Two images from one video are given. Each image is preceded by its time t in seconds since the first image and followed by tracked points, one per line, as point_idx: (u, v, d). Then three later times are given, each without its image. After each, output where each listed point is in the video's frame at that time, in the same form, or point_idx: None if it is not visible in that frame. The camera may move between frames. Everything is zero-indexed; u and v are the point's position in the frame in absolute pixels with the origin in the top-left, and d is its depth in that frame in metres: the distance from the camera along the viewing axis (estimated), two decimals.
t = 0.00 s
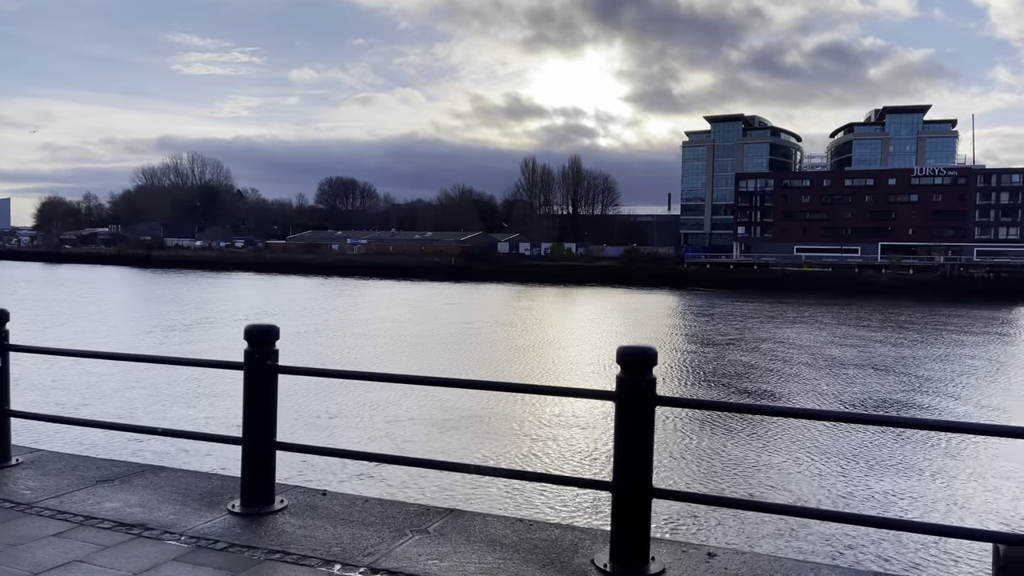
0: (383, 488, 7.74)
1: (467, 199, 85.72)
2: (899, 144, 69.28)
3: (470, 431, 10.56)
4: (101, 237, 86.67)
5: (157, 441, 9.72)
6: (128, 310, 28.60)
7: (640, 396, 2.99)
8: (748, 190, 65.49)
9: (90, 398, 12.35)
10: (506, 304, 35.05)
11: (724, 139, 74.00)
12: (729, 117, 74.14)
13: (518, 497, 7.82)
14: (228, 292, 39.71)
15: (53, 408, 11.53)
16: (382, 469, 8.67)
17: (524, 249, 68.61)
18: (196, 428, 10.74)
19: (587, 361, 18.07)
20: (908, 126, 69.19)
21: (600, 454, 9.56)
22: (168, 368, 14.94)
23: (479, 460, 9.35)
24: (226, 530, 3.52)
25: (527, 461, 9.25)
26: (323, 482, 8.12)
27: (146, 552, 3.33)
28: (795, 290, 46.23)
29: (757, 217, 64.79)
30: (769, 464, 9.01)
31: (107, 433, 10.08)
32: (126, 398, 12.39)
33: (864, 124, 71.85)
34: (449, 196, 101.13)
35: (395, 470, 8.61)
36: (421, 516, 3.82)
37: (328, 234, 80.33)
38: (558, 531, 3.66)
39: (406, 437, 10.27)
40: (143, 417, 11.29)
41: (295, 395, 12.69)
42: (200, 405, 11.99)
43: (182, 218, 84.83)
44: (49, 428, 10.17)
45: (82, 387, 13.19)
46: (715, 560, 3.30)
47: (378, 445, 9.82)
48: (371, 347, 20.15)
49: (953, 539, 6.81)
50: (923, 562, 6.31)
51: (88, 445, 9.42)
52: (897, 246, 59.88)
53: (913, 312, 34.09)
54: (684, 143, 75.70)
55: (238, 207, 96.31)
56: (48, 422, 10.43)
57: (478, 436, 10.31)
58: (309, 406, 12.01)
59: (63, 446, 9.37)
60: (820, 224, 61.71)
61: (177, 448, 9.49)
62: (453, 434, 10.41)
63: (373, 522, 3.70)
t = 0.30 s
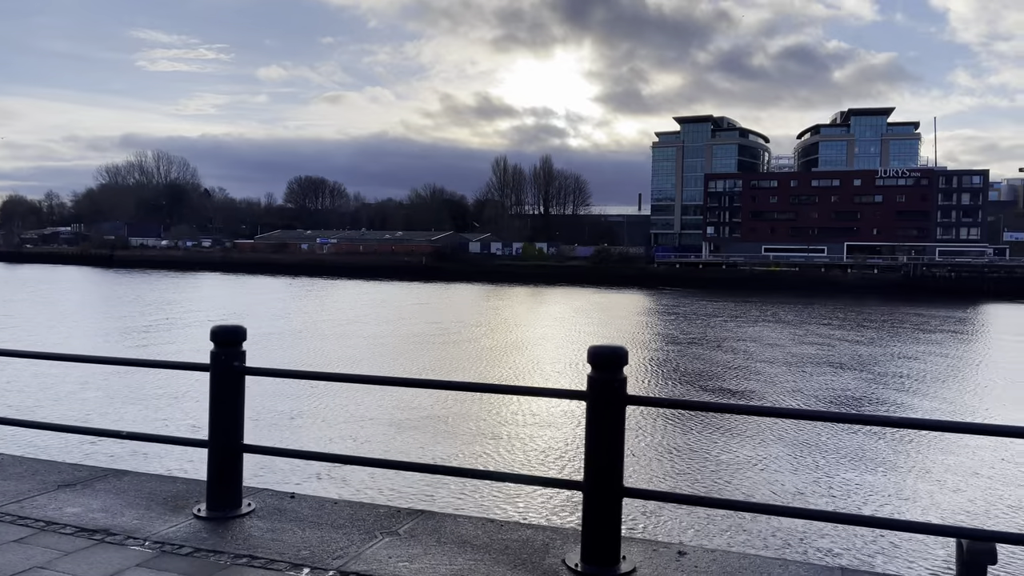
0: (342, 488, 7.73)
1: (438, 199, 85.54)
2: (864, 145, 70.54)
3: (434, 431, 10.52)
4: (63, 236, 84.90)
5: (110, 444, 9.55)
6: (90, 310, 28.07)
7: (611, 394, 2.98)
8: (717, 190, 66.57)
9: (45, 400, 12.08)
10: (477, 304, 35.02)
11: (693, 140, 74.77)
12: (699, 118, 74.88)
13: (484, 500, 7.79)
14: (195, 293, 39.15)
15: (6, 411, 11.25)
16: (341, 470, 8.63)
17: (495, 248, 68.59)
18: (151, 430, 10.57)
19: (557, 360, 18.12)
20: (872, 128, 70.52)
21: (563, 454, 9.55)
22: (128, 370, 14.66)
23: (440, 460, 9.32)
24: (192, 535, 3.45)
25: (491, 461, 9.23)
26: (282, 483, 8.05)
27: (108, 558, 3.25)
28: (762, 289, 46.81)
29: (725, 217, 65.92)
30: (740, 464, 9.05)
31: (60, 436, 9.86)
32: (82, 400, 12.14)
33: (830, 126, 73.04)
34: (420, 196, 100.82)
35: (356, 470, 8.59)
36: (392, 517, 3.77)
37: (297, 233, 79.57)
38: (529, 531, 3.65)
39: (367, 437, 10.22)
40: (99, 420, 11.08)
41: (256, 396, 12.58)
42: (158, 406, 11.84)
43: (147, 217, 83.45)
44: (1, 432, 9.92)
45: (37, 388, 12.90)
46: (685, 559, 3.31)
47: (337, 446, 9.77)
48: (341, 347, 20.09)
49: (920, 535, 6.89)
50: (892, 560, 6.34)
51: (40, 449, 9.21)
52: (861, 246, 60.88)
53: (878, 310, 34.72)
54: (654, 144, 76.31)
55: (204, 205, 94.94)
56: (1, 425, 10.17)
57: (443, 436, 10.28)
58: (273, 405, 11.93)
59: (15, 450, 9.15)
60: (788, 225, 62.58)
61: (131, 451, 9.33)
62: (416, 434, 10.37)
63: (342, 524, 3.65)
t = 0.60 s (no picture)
0: (304, 490, 7.64)
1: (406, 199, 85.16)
2: (827, 147, 71.87)
3: (400, 433, 10.42)
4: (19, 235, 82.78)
5: (56, 447, 9.35)
6: (47, 312, 27.41)
7: (579, 392, 2.99)
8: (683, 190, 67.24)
9: None
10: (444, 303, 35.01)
11: (660, 141, 75.54)
12: (664, 119, 75.63)
13: (451, 502, 7.75)
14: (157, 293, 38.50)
15: None
16: (301, 473, 8.51)
17: (463, 248, 68.52)
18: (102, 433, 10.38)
19: (526, 360, 18.13)
20: (835, 130, 71.88)
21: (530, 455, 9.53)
22: (83, 373, 14.34)
23: (405, 461, 9.23)
24: (153, 541, 3.37)
25: (458, 462, 9.18)
26: (237, 486, 7.95)
27: (66, 566, 3.15)
28: (727, 288, 47.40)
29: (691, 217, 66.57)
30: (709, 462, 9.13)
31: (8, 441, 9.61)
32: (32, 403, 11.86)
33: (793, 127, 74.26)
34: (387, 195, 100.31)
35: (319, 472, 8.51)
36: (358, 519, 3.74)
37: (262, 233, 78.65)
38: (499, 532, 3.64)
39: (323, 440, 10.08)
40: (49, 423, 10.83)
41: (212, 399, 12.38)
42: (107, 409, 11.59)
43: (107, 217, 81.83)
44: None
45: None
46: (652, 557, 3.32)
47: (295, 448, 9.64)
48: (307, 348, 19.91)
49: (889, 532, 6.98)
50: (858, 557, 6.43)
51: None
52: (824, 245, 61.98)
53: (839, 309, 35.43)
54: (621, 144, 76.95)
55: (166, 204, 93.36)
56: None
57: (409, 437, 10.21)
58: (229, 408, 11.74)
59: None
60: (752, 225, 63.57)
61: (78, 454, 9.15)
62: (380, 436, 10.27)
63: (308, 527, 3.61)
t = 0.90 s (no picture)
0: (262, 494, 7.51)
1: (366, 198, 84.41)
2: (783, 148, 73.26)
3: (356, 434, 10.29)
4: None
5: None
6: None
7: (541, 392, 2.98)
8: (643, 190, 67.62)
9: None
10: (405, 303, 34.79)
11: (620, 141, 76.17)
12: (624, 119, 76.28)
13: (412, 503, 7.70)
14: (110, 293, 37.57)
15: None
16: (256, 476, 8.36)
17: (424, 247, 68.20)
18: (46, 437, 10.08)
19: (488, 360, 18.14)
20: (790, 131, 73.28)
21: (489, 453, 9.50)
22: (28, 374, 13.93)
23: (361, 462, 9.13)
24: (107, 548, 3.28)
25: (415, 462, 9.10)
26: (183, 490, 7.75)
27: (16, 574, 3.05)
28: (687, 287, 47.99)
29: (652, 217, 66.74)
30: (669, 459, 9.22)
31: None
32: None
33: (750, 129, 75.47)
34: (347, 194, 99.35)
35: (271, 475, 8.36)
36: (319, 522, 3.69)
37: (219, 232, 77.26)
38: (462, 533, 3.62)
39: (271, 444, 9.86)
40: None
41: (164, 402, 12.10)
42: (48, 413, 11.24)
43: (56, 215, 79.51)
44: None
45: None
46: (615, 555, 3.34)
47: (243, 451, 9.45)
48: (262, 349, 19.62)
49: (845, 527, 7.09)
50: (816, 551, 6.53)
51: None
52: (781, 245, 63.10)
53: (795, 308, 36.08)
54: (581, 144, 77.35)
55: (119, 202, 91.14)
56: None
57: (365, 438, 10.08)
58: (173, 411, 11.44)
59: None
60: (710, 225, 64.47)
61: (21, 460, 8.87)
62: (335, 437, 10.13)
63: (268, 532, 3.54)
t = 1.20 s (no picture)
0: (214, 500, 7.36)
1: (319, 196, 83.37)
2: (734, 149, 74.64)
3: (313, 437, 10.13)
4: None
5: None
6: None
7: (501, 393, 2.97)
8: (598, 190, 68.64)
9: None
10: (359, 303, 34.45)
11: (575, 141, 76.65)
12: (579, 119, 76.77)
13: (368, 505, 7.61)
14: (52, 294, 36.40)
15: None
16: (208, 482, 8.17)
17: (379, 246, 67.66)
18: None
19: (444, 360, 18.11)
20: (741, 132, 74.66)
21: (446, 453, 9.45)
22: None
23: (316, 465, 8.98)
24: (54, 557, 3.17)
25: (372, 464, 9.01)
26: (131, 497, 7.53)
27: None
28: (641, 286, 48.53)
29: (606, 217, 68.15)
30: (626, 457, 9.30)
31: None
32: None
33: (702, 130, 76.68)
34: (300, 192, 97.93)
35: (222, 481, 8.17)
36: (275, 527, 3.63)
37: (167, 230, 75.45)
38: (422, 535, 3.60)
39: (222, 448, 9.66)
40: None
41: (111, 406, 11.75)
42: None
43: None
44: None
45: None
46: (573, 553, 3.36)
47: (193, 455, 9.23)
48: (214, 350, 19.26)
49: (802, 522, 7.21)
50: (769, 545, 6.65)
51: None
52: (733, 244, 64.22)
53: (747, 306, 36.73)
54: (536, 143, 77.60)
55: (61, 200, 88.33)
56: None
57: (321, 440, 9.96)
58: (118, 415, 11.11)
59: None
60: (664, 224, 65.33)
61: None
62: (289, 440, 9.96)
63: (221, 537, 3.47)
